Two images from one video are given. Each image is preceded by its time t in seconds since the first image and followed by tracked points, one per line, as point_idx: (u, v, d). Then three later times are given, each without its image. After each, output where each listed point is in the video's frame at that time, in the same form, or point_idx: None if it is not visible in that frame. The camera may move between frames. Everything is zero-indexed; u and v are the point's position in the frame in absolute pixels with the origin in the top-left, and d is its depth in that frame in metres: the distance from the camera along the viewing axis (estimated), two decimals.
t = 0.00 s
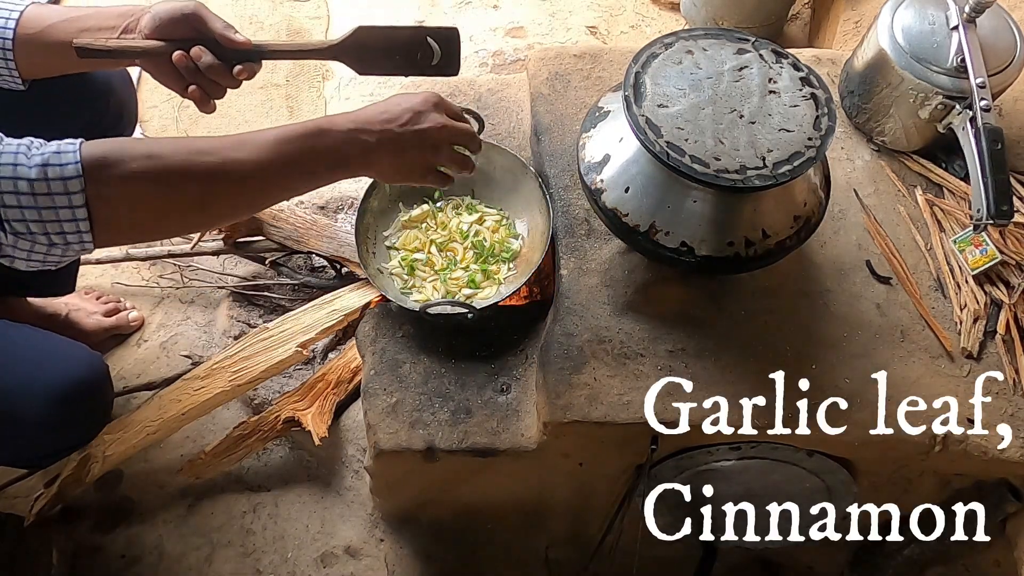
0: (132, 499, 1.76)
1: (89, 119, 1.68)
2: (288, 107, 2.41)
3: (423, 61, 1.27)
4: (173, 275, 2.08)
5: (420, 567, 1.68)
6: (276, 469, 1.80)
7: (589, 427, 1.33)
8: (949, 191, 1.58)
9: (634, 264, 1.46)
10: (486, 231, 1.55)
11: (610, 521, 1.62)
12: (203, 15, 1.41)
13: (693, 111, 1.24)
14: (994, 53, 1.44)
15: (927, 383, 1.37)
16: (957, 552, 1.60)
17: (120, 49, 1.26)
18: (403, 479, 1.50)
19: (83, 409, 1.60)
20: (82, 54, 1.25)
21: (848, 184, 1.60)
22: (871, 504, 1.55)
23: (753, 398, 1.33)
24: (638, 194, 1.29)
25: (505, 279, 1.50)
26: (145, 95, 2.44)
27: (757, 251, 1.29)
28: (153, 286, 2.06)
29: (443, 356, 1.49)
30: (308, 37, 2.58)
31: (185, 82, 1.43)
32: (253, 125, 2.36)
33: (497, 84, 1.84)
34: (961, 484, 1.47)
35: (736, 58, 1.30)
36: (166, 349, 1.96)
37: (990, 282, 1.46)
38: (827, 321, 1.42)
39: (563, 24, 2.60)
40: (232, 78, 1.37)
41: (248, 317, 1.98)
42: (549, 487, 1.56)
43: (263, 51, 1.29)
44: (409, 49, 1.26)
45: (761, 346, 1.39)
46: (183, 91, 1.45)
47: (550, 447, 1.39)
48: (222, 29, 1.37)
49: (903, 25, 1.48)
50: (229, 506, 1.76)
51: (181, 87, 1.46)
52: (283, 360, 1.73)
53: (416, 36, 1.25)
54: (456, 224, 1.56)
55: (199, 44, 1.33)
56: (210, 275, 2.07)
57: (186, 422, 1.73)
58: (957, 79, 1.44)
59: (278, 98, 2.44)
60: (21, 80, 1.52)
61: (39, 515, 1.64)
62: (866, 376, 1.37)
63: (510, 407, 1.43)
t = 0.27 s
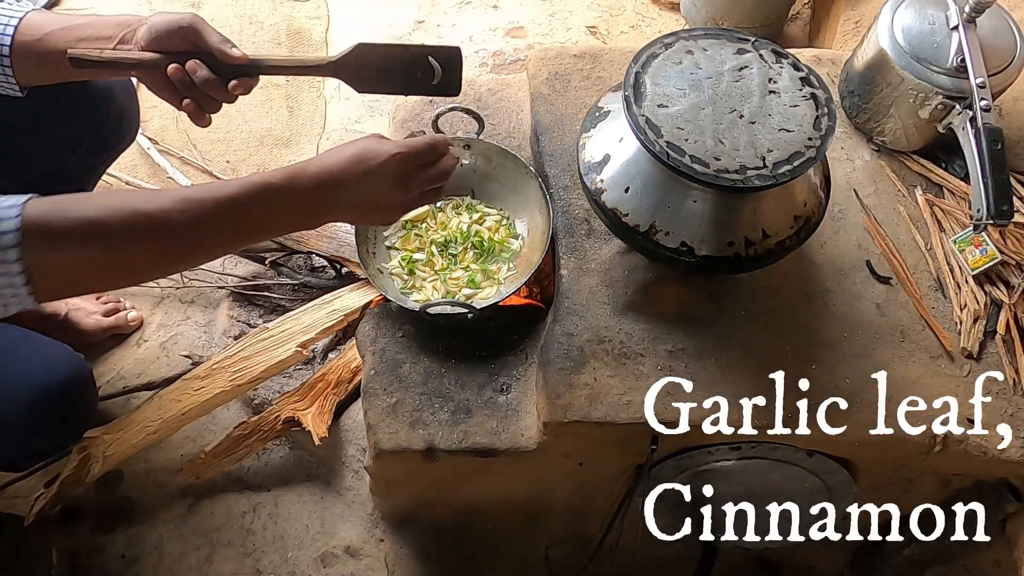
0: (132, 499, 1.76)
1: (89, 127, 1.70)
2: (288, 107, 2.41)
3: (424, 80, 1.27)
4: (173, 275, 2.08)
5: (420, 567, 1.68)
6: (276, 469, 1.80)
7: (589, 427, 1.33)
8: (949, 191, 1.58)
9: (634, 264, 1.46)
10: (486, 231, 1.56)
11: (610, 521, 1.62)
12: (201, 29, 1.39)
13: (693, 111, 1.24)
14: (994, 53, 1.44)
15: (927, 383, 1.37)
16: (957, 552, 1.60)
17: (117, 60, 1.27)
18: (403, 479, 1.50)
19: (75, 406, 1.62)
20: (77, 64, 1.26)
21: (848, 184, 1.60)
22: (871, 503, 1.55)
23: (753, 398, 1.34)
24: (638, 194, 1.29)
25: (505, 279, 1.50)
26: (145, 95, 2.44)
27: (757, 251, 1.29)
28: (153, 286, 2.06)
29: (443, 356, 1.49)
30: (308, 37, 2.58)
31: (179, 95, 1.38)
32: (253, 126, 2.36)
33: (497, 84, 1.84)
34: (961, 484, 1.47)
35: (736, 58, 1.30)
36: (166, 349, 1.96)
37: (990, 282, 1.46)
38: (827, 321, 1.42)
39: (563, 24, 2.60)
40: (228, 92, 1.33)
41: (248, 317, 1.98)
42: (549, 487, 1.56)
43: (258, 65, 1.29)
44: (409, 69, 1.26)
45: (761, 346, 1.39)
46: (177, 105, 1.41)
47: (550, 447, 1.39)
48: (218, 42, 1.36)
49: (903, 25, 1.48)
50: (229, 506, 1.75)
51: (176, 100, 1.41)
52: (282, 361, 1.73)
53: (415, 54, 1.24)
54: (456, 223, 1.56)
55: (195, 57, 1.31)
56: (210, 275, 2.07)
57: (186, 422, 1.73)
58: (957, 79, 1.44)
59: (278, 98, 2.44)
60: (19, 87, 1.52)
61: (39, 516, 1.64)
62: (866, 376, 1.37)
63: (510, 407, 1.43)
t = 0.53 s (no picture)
0: (132, 499, 1.76)
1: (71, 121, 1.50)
2: (288, 107, 2.41)
3: (429, 87, 1.28)
4: (173, 275, 2.08)
5: (420, 567, 1.68)
6: (276, 469, 1.80)
7: (589, 427, 1.33)
8: (949, 191, 1.58)
9: (634, 264, 1.46)
10: (485, 231, 1.56)
11: (610, 521, 1.62)
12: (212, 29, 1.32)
13: (693, 111, 1.24)
14: (994, 53, 1.44)
15: (927, 383, 1.37)
16: (956, 552, 1.60)
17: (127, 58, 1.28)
18: (403, 479, 1.50)
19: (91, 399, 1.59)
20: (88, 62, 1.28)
21: (848, 184, 1.60)
22: (871, 504, 1.55)
23: (753, 398, 1.34)
24: (638, 194, 1.29)
25: (505, 279, 1.50)
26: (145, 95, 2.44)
27: (757, 251, 1.29)
28: (153, 286, 2.06)
29: (443, 356, 1.48)
30: (308, 37, 2.58)
31: (186, 94, 1.34)
32: (253, 126, 2.36)
33: (497, 84, 1.84)
34: (961, 484, 1.47)
35: (736, 58, 1.30)
36: (166, 349, 1.96)
37: (990, 282, 1.46)
38: (827, 321, 1.42)
39: (563, 24, 2.60)
40: (235, 95, 1.31)
41: (248, 317, 1.98)
42: (549, 488, 1.56)
43: (267, 68, 1.28)
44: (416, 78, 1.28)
45: (761, 347, 1.39)
46: (183, 105, 1.36)
47: (550, 447, 1.39)
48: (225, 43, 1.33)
49: (903, 25, 1.48)
50: (229, 506, 1.76)
51: (182, 100, 1.36)
52: (283, 361, 1.73)
53: (423, 63, 1.26)
54: (456, 223, 1.56)
55: (204, 59, 1.29)
56: (211, 275, 2.07)
57: (187, 422, 1.73)
58: (957, 79, 1.44)
59: (278, 98, 2.44)
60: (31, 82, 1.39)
61: (39, 516, 1.65)
62: (867, 376, 1.37)
63: (510, 407, 1.43)
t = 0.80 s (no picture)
0: (132, 499, 1.76)
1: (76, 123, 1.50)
2: (288, 107, 2.41)
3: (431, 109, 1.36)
4: (173, 275, 2.08)
5: (420, 567, 1.68)
6: (277, 469, 1.80)
7: (589, 427, 1.33)
8: (949, 191, 1.58)
9: (634, 264, 1.46)
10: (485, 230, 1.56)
11: (610, 521, 1.62)
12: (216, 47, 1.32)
13: (693, 111, 1.24)
14: (994, 53, 1.44)
15: (927, 383, 1.37)
16: (957, 552, 1.60)
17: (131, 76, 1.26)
18: (403, 479, 1.50)
19: (92, 400, 1.58)
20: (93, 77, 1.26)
21: (848, 184, 1.60)
22: (871, 504, 1.55)
23: (753, 398, 1.34)
24: (638, 194, 1.29)
25: (504, 279, 1.50)
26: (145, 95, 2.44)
27: (757, 251, 1.29)
28: (153, 286, 2.06)
29: (443, 356, 1.48)
30: (308, 37, 2.58)
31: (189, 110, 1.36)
32: (253, 126, 2.36)
33: (497, 84, 1.84)
34: (961, 484, 1.47)
35: (736, 58, 1.30)
36: (166, 349, 1.96)
37: (990, 282, 1.47)
38: (827, 321, 1.42)
39: (563, 24, 2.60)
40: (239, 114, 1.34)
41: (248, 317, 1.98)
42: (549, 488, 1.56)
43: (272, 88, 1.30)
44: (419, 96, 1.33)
45: (761, 347, 1.39)
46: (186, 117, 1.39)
47: (550, 446, 1.39)
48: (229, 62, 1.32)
49: (903, 25, 1.48)
50: (229, 506, 1.76)
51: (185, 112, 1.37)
52: (283, 361, 1.73)
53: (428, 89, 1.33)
54: (456, 222, 1.56)
55: (209, 79, 1.30)
56: (211, 275, 2.07)
57: (187, 422, 1.73)
58: (957, 79, 1.44)
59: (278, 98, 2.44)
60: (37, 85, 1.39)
61: (39, 516, 1.65)
62: (867, 376, 1.37)
63: (510, 407, 1.43)
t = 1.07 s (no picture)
0: (132, 499, 1.76)
1: (82, 134, 1.48)
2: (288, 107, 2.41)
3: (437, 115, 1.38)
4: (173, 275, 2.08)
5: (420, 567, 1.68)
6: (277, 469, 1.80)
7: (589, 427, 1.33)
8: (949, 191, 1.58)
9: (634, 264, 1.46)
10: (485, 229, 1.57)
11: (610, 521, 1.62)
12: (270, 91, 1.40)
13: (693, 111, 1.24)
14: (994, 53, 1.44)
15: (927, 383, 1.37)
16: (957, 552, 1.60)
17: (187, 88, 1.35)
18: (403, 479, 1.50)
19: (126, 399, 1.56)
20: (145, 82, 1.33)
21: (847, 184, 1.60)
22: (871, 504, 1.55)
23: (752, 398, 1.34)
24: (638, 194, 1.29)
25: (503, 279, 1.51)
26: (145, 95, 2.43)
27: (757, 251, 1.29)
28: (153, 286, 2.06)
29: (443, 355, 1.48)
30: (308, 37, 2.58)
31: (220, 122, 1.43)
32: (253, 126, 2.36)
33: (497, 84, 1.84)
34: (961, 484, 1.47)
35: (736, 58, 1.30)
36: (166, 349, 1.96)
37: (990, 282, 1.47)
38: (827, 320, 1.42)
39: (563, 24, 2.60)
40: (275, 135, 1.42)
41: (248, 317, 1.98)
42: (549, 488, 1.56)
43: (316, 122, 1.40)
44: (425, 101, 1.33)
45: (761, 347, 1.39)
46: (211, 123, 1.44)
47: (550, 447, 1.39)
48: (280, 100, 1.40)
49: (903, 25, 1.48)
50: (229, 505, 1.75)
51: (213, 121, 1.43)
52: (283, 361, 1.73)
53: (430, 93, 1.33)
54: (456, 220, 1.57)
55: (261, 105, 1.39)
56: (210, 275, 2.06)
57: (187, 422, 1.73)
58: (957, 79, 1.44)
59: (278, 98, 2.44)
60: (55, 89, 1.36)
61: (39, 515, 1.66)
62: (867, 376, 1.37)
63: (510, 407, 1.43)
